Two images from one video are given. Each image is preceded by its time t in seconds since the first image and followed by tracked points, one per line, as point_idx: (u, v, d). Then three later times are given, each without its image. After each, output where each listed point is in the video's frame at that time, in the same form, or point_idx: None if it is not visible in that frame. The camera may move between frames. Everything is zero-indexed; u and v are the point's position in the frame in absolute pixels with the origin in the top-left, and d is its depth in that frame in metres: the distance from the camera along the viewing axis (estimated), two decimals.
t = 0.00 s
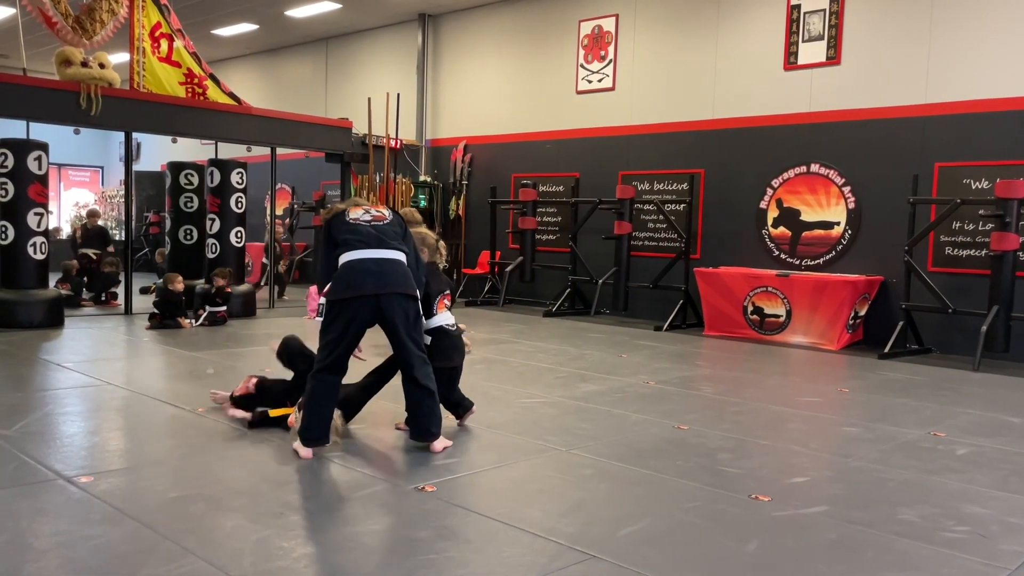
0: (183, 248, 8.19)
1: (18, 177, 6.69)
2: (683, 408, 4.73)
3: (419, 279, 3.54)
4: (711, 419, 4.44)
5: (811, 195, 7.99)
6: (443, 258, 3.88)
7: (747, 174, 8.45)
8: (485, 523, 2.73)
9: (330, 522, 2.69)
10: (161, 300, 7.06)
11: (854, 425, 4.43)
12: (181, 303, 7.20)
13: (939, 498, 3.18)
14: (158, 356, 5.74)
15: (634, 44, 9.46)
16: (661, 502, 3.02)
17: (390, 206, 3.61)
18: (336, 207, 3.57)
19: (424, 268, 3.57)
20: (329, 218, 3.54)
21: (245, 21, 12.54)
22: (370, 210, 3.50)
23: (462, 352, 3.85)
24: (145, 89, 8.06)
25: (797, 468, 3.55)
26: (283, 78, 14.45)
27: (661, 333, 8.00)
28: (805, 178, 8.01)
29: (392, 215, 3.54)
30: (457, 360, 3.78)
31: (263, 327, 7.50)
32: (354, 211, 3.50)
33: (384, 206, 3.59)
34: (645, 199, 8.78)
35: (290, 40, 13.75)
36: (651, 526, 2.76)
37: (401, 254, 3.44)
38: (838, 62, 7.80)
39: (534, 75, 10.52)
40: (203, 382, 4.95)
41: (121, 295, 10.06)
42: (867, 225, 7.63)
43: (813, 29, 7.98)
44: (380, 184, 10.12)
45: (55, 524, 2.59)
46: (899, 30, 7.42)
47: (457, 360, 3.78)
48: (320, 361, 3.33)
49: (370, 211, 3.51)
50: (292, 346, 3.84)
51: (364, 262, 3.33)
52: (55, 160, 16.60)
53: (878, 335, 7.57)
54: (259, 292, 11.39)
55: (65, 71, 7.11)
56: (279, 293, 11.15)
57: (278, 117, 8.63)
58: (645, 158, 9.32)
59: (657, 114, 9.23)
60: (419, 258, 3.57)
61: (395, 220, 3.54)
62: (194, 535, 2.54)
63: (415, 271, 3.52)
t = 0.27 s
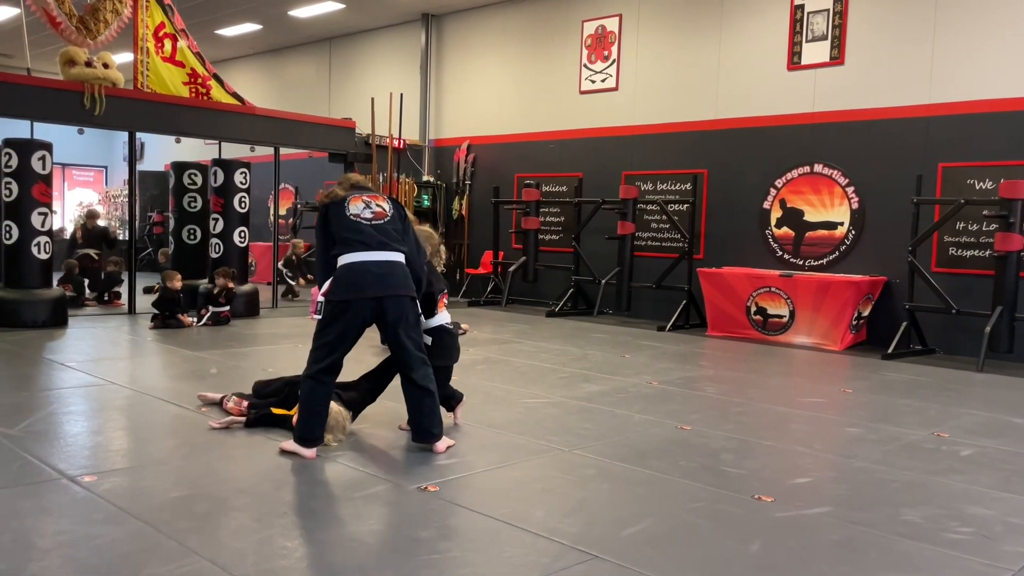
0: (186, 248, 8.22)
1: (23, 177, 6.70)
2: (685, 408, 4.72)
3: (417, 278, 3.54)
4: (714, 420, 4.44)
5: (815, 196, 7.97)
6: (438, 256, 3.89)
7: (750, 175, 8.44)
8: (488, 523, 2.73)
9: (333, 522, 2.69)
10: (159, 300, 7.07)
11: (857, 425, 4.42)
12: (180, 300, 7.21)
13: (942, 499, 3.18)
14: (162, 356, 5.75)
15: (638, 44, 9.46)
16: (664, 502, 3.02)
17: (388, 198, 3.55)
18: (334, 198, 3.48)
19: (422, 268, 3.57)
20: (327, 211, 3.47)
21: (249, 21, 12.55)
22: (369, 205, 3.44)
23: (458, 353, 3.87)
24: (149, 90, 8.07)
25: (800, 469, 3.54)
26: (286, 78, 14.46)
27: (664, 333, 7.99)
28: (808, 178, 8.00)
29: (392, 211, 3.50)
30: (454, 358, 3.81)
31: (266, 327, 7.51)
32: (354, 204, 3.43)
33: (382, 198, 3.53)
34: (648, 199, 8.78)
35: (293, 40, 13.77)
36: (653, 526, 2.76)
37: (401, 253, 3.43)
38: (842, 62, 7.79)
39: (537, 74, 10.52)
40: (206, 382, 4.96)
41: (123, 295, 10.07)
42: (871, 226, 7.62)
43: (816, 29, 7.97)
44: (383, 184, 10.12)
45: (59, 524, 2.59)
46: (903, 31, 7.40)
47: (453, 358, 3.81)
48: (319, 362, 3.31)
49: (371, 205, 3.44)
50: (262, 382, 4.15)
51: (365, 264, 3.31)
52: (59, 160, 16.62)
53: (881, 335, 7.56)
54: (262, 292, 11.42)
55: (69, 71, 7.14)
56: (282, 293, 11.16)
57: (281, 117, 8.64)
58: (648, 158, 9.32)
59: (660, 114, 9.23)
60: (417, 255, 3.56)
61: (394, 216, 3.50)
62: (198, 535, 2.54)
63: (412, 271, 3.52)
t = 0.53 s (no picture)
0: (191, 248, 8.30)
1: (29, 177, 6.72)
2: (690, 408, 4.72)
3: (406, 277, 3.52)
4: (718, 420, 4.43)
5: (820, 196, 7.96)
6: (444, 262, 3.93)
7: (755, 175, 8.43)
8: (493, 523, 2.73)
9: (337, 522, 2.69)
10: (160, 299, 7.07)
11: (862, 426, 4.42)
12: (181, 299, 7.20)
13: (948, 500, 3.17)
14: (167, 356, 5.76)
15: (642, 44, 9.45)
16: (668, 503, 3.01)
17: (376, 193, 3.50)
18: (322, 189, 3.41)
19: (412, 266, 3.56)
20: (313, 207, 3.41)
21: (254, 21, 12.57)
22: (358, 204, 3.39)
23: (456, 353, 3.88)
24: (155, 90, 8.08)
25: (805, 470, 3.53)
26: (291, 78, 14.48)
27: (669, 334, 7.99)
28: (813, 178, 7.99)
29: (381, 209, 3.45)
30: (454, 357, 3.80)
31: (271, 326, 7.52)
32: (342, 200, 3.37)
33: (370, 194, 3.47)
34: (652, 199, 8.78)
35: (298, 40, 13.79)
36: (658, 527, 2.75)
37: (391, 253, 3.42)
38: (847, 62, 7.78)
39: (542, 74, 10.51)
40: (211, 381, 4.97)
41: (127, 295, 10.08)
42: (876, 226, 7.60)
43: (821, 29, 7.95)
44: (387, 183, 10.12)
45: (65, 523, 2.60)
46: (909, 31, 7.39)
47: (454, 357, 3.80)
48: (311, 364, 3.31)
49: (360, 203, 3.40)
50: (276, 377, 4.16)
51: (355, 265, 3.30)
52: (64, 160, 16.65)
53: (886, 336, 7.55)
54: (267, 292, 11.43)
55: (75, 71, 7.16)
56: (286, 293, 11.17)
57: (286, 117, 8.65)
58: (653, 158, 9.31)
59: (665, 114, 9.22)
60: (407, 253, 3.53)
61: (384, 214, 3.47)
62: (202, 534, 2.55)
63: (401, 270, 3.51)
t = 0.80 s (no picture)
0: (198, 249, 8.36)
1: (37, 178, 6.75)
2: (696, 409, 4.71)
3: (396, 271, 3.55)
4: (725, 420, 4.43)
5: (826, 196, 7.94)
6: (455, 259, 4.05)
7: (761, 175, 8.41)
8: (499, 523, 2.73)
9: (343, 521, 2.70)
10: (166, 300, 7.08)
11: (868, 427, 4.41)
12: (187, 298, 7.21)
13: (955, 501, 3.16)
14: (174, 355, 5.78)
15: (649, 44, 9.45)
16: (674, 503, 3.01)
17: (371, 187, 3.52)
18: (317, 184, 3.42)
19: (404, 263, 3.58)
20: (309, 199, 3.42)
21: (261, 22, 12.60)
22: (352, 197, 3.39)
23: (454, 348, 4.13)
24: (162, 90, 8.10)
25: (811, 470, 3.53)
26: (298, 79, 14.51)
27: (675, 334, 7.98)
28: (820, 178, 7.97)
29: (375, 203, 3.47)
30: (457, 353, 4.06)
31: (277, 326, 7.53)
32: (337, 194, 3.38)
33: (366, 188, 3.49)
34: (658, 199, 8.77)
35: (305, 41, 13.81)
36: (664, 527, 2.75)
37: (381, 246, 3.43)
38: (854, 62, 7.76)
39: (548, 75, 10.51)
40: (218, 381, 4.98)
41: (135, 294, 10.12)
42: (883, 226, 7.58)
43: (828, 29, 7.94)
44: (394, 184, 10.12)
45: (72, 522, 2.61)
46: (916, 30, 7.36)
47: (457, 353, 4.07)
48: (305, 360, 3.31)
49: (355, 196, 3.40)
50: (288, 374, 4.13)
51: (346, 257, 3.31)
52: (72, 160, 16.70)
53: (893, 336, 7.52)
54: (274, 292, 11.46)
55: (83, 72, 7.20)
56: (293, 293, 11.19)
57: (292, 118, 8.67)
58: (659, 158, 9.30)
59: (671, 115, 9.21)
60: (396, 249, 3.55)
61: (377, 208, 3.48)
62: (209, 534, 2.55)
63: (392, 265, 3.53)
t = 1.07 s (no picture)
0: (209, 248, 8.40)
1: (49, 178, 6.79)
2: (705, 409, 4.71)
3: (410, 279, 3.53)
4: (734, 421, 4.42)
5: (836, 195, 7.91)
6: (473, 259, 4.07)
7: (771, 174, 8.39)
8: (508, 522, 2.74)
9: (352, 520, 2.71)
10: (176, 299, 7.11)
11: (878, 427, 4.39)
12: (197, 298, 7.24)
13: (966, 502, 3.15)
14: (185, 355, 5.81)
15: (658, 44, 9.44)
16: (683, 503, 3.01)
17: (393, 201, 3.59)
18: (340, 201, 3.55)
19: (418, 268, 3.56)
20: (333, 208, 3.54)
21: (271, 23, 12.65)
22: (370, 205, 3.49)
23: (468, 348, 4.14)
24: (173, 91, 8.14)
25: (821, 471, 3.52)
26: (308, 79, 14.56)
27: (684, 334, 7.97)
28: (830, 178, 7.94)
29: (392, 212, 3.53)
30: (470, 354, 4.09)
31: (287, 326, 7.56)
32: (357, 203, 3.49)
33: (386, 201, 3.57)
34: (667, 199, 8.76)
35: (314, 42, 13.86)
36: (672, 527, 2.75)
37: (393, 250, 3.44)
38: (864, 61, 7.73)
39: (556, 74, 10.52)
40: (228, 380, 5.01)
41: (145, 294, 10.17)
42: (893, 226, 7.55)
43: (838, 28, 7.92)
44: (403, 183, 10.12)
45: (84, 520, 2.63)
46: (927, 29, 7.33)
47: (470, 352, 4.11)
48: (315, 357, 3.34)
49: (373, 205, 3.49)
50: (296, 374, 4.17)
51: (354, 254, 3.35)
52: (84, 161, 16.80)
53: (903, 337, 7.49)
54: (284, 292, 11.50)
55: (95, 73, 7.25)
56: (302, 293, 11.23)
57: (303, 118, 8.70)
58: (667, 158, 9.29)
59: (680, 114, 9.20)
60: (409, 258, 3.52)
61: (394, 216, 3.53)
62: (219, 531, 2.57)
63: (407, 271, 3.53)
